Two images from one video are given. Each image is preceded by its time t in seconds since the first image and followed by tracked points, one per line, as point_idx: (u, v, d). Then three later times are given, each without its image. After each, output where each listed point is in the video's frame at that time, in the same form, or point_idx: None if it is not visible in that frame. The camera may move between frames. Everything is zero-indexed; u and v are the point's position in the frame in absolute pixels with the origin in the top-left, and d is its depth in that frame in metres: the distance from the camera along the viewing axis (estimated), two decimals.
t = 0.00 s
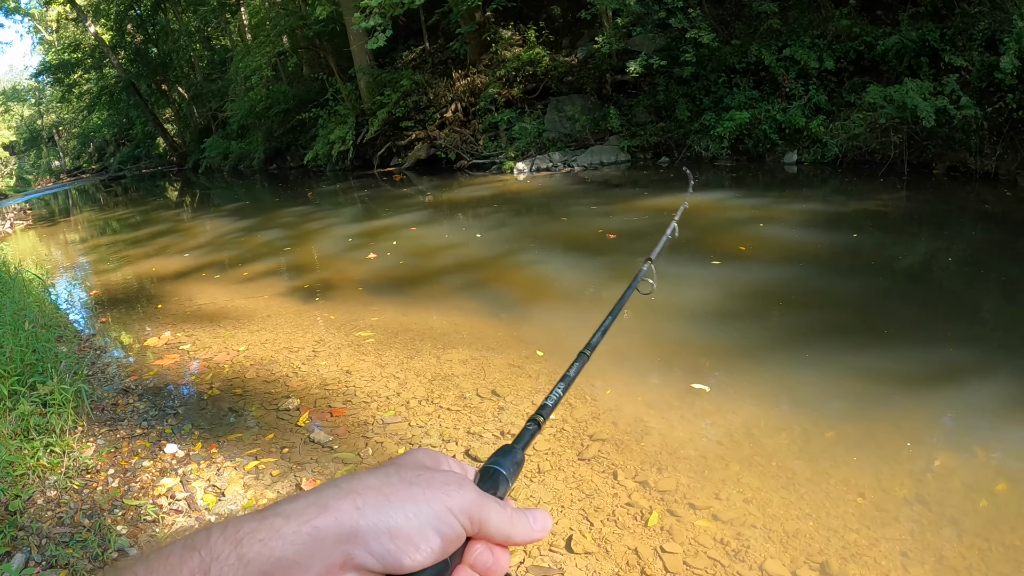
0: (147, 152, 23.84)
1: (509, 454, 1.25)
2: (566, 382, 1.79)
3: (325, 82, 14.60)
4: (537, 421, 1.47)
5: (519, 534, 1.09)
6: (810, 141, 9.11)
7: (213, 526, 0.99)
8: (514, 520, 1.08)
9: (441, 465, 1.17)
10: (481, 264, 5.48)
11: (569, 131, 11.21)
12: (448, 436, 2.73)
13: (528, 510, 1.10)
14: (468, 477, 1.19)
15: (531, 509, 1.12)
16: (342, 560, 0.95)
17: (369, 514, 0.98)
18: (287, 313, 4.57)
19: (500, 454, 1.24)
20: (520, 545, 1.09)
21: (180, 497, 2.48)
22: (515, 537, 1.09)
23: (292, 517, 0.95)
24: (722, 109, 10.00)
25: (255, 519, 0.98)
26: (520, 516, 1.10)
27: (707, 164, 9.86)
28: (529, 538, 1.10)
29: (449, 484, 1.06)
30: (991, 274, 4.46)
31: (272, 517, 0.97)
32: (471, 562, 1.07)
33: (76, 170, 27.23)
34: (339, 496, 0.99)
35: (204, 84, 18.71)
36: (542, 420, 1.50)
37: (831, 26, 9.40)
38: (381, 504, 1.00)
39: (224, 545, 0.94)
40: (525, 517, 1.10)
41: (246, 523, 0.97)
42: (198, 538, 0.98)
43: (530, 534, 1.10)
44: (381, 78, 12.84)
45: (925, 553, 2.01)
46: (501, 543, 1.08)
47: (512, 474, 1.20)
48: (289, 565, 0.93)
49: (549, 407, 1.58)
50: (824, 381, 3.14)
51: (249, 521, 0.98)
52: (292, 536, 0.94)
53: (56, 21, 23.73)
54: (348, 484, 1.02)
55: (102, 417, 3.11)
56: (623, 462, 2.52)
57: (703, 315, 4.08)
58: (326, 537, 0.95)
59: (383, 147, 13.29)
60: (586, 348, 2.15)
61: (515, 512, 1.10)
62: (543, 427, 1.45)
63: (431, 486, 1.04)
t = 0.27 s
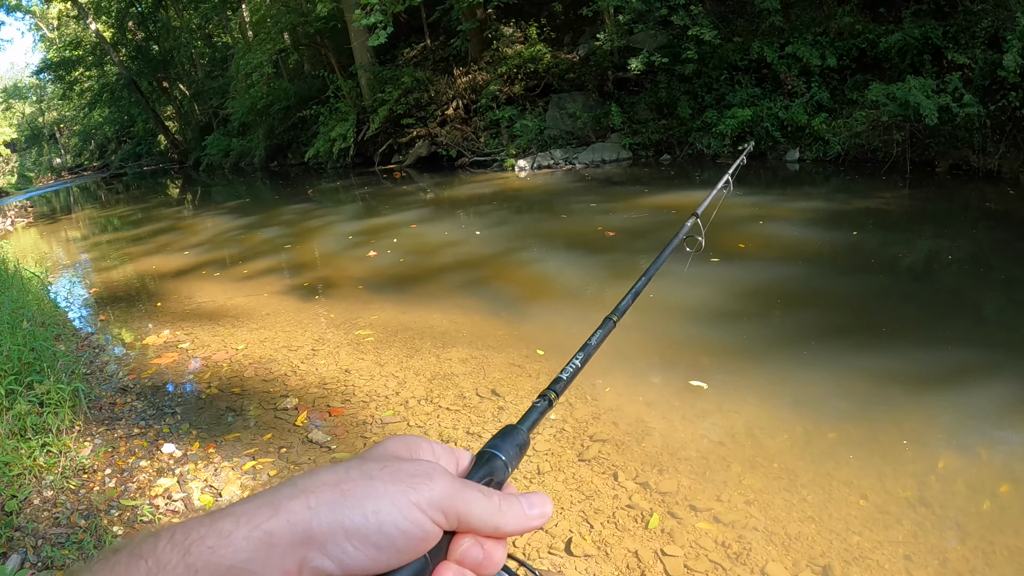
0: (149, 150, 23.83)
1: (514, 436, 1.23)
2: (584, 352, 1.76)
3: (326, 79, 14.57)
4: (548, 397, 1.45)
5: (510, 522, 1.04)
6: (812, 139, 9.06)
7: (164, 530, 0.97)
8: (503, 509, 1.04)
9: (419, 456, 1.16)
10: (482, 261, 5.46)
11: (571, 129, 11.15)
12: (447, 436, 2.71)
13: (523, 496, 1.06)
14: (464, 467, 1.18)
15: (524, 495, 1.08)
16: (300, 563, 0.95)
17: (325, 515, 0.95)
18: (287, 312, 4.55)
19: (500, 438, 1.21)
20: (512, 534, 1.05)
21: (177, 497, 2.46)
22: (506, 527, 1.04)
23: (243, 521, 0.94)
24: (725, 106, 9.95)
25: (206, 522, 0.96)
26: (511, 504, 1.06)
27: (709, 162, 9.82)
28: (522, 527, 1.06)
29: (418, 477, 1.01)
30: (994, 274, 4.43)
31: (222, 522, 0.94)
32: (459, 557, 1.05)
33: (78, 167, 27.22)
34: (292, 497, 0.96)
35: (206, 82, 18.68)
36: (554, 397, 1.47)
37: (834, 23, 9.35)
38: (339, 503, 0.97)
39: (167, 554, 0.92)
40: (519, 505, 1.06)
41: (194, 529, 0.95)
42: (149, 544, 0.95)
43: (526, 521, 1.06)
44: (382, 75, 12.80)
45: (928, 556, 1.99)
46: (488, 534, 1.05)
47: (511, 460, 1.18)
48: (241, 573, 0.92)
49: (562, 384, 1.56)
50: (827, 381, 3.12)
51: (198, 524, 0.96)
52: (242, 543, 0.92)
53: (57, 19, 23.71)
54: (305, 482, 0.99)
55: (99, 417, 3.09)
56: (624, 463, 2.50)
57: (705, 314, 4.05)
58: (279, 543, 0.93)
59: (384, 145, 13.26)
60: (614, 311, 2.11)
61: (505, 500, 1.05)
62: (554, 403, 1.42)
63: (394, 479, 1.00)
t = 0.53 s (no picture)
0: (149, 148, 23.81)
1: (503, 419, 1.21)
2: (568, 341, 1.75)
3: (327, 77, 14.54)
4: (535, 384, 1.45)
5: (507, 508, 1.03)
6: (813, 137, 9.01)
7: (175, 507, 0.94)
8: (502, 491, 1.03)
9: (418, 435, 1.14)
10: (481, 260, 5.43)
11: (571, 127, 11.12)
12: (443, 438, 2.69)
13: (523, 480, 1.05)
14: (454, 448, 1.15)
15: (522, 480, 1.06)
16: (310, 538, 0.92)
17: (335, 490, 0.93)
18: (285, 311, 4.53)
19: (490, 419, 1.19)
20: (510, 518, 1.03)
21: (172, 499, 2.44)
22: (503, 509, 1.03)
23: (254, 495, 0.91)
24: (726, 104, 9.92)
25: (217, 499, 0.93)
26: (509, 488, 1.04)
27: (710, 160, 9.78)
28: (519, 510, 1.04)
29: (422, 455, 1.00)
30: (996, 273, 4.39)
31: (234, 497, 0.92)
32: (454, 534, 1.03)
33: (80, 165, 27.23)
34: (302, 471, 0.94)
35: (206, 80, 18.67)
36: (541, 382, 1.48)
37: (836, 21, 9.30)
38: (348, 480, 0.95)
39: (179, 527, 0.90)
40: (517, 488, 1.05)
41: (206, 504, 0.92)
42: (158, 520, 0.94)
43: (523, 507, 1.04)
44: (382, 73, 12.75)
45: (930, 560, 1.96)
46: (485, 515, 1.03)
47: (501, 441, 1.16)
48: (253, 545, 0.89)
49: (548, 367, 1.56)
50: (828, 381, 3.10)
51: (210, 501, 0.93)
52: (254, 516, 0.89)
53: (58, 17, 23.70)
54: (314, 458, 0.97)
55: (96, 416, 3.08)
56: (623, 465, 2.48)
57: (705, 314, 4.02)
58: (290, 515, 0.91)
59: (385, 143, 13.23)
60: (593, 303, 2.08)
61: (504, 483, 1.04)
62: (541, 388, 1.43)
63: (401, 457, 0.98)
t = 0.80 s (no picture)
0: (150, 148, 23.82)
1: (525, 424, 1.20)
2: (597, 338, 1.74)
3: (327, 77, 14.53)
4: (560, 384, 1.45)
5: (521, 522, 1.00)
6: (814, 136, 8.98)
7: (186, 513, 0.96)
8: (515, 507, 0.99)
9: (436, 444, 1.11)
10: (481, 261, 5.41)
11: (572, 126, 11.09)
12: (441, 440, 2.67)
13: (535, 495, 1.02)
14: (473, 455, 1.13)
15: (536, 495, 1.03)
16: (317, 552, 0.90)
17: (346, 504, 0.91)
18: (283, 312, 4.51)
19: (511, 425, 1.18)
20: (522, 533, 1.00)
21: (168, 502, 2.42)
22: (516, 525, 0.99)
23: (261, 507, 0.91)
24: (727, 104, 9.89)
25: (226, 507, 0.94)
26: (524, 503, 1.01)
27: (711, 159, 9.76)
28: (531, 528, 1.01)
29: (438, 468, 0.97)
30: (998, 273, 4.37)
31: (242, 507, 0.92)
32: (466, 548, 0.96)
33: (81, 165, 27.23)
34: (311, 483, 0.94)
35: (207, 80, 18.66)
36: (565, 383, 1.47)
37: (837, 20, 9.27)
38: (360, 493, 0.92)
39: (186, 537, 0.92)
40: (530, 504, 1.02)
41: (214, 514, 0.93)
42: (168, 526, 0.96)
43: (535, 522, 1.02)
44: (382, 73, 12.73)
45: (932, 566, 1.94)
46: (499, 531, 0.99)
47: (522, 448, 1.14)
48: (259, 558, 0.89)
49: (574, 368, 1.56)
50: (829, 384, 3.08)
51: (219, 508, 0.94)
52: (261, 529, 0.90)
53: (59, 17, 23.71)
54: (326, 470, 0.96)
55: (92, 418, 3.06)
56: (621, 469, 2.46)
57: (705, 315, 4.00)
58: (298, 529, 0.90)
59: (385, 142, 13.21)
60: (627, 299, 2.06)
61: (518, 499, 1.01)
62: (566, 390, 1.42)
63: (415, 470, 0.96)
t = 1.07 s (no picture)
0: (151, 148, 23.79)
1: (533, 413, 1.20)
2: (600, 336, 1.73)
3: (327, 77, 14.51)
4: (566, 377, 1.44)
5: (533, 503, 1.00)
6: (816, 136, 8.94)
7: (187, 493, 0.95)
8: (528, 487, 0.99)
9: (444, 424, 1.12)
10: (481, 261, 5.40)
11: (572, 126, 11.07)
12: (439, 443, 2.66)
13: (548, 476, 1.02)
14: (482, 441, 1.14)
15: (551, 476, 1.03)
16: (327, 527, 0.92)
17: (356, 479, 0.93)
18: (282, 313, 4.49)
19: (521, 412, 1.18)
20: (535, 514, 1.00)
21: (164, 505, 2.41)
22: (529, 505, 1.00)
23: (269, 483, 0.92)
24: (728, 103, 9.87)
25: (231, 485, 0.94)
26: (536, 483, 1.01)
27: (711, 159, 9.73)
28: (543, 507, 1.01)
29: (447, 444, 0.98)
30: (1000, 274, 4.35)
31: (248, 484, 0.92)
32: (478, 528, 1.01)
33: (81, 165, 27.23)
34: (319, 459, 0.95)
35: (207, 80, 18.65)
36: (571, 375, 1.47)
37: (839, 19, 9.24)
38: (368, 468, 0.95)
39: (191, 515, 0.91)
40: (543, 484, 1.02)
41: (220, 491, 0.93)
42: (173, 506, 0.95)
43: (548, 505, 1.01)
44: (383, 72, 12.71)
45: (934, 570, 1.93)
46: (510, 511, 1.01)
47: (531, 434, 1.14)
48: (268, 534, 0.89)
49: (580, 362, 1.56)
50: (830, 385, 3.06)
51: (224, 487, 0.94)
52: (269, 505, 0.90)
53: (60, 17, 23.69)
54: (334, 446, 0.97)
55: (89, 420, 3.05)
56: (621, 472, 2.45)
57: (706, 316, 3.98)
58: (308, 504, 0.91)
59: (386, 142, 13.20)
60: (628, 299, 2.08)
61: (530, 478, 1.01)
62: (572, 382, 1.42)
63: (425, 446, 0.97)
